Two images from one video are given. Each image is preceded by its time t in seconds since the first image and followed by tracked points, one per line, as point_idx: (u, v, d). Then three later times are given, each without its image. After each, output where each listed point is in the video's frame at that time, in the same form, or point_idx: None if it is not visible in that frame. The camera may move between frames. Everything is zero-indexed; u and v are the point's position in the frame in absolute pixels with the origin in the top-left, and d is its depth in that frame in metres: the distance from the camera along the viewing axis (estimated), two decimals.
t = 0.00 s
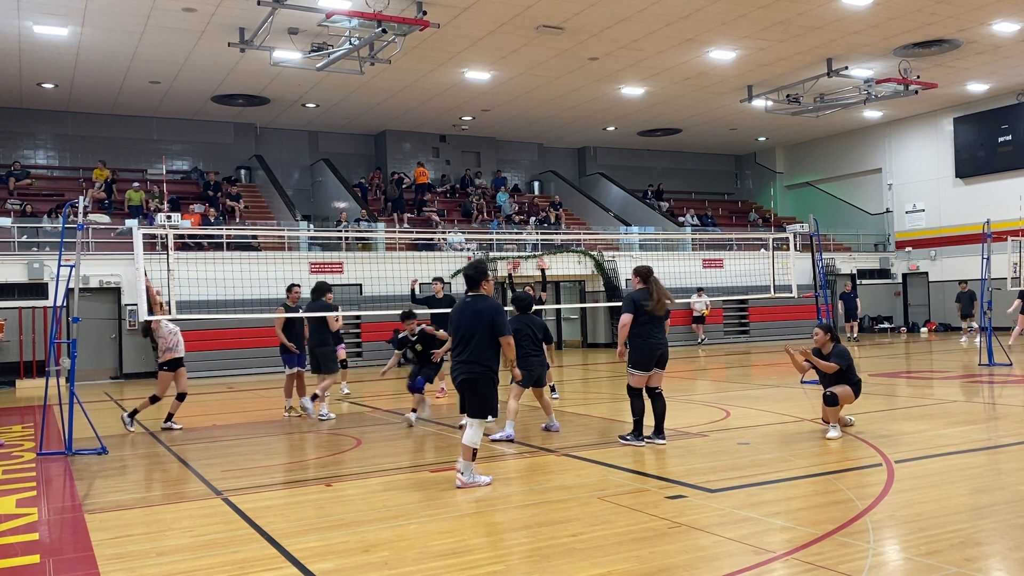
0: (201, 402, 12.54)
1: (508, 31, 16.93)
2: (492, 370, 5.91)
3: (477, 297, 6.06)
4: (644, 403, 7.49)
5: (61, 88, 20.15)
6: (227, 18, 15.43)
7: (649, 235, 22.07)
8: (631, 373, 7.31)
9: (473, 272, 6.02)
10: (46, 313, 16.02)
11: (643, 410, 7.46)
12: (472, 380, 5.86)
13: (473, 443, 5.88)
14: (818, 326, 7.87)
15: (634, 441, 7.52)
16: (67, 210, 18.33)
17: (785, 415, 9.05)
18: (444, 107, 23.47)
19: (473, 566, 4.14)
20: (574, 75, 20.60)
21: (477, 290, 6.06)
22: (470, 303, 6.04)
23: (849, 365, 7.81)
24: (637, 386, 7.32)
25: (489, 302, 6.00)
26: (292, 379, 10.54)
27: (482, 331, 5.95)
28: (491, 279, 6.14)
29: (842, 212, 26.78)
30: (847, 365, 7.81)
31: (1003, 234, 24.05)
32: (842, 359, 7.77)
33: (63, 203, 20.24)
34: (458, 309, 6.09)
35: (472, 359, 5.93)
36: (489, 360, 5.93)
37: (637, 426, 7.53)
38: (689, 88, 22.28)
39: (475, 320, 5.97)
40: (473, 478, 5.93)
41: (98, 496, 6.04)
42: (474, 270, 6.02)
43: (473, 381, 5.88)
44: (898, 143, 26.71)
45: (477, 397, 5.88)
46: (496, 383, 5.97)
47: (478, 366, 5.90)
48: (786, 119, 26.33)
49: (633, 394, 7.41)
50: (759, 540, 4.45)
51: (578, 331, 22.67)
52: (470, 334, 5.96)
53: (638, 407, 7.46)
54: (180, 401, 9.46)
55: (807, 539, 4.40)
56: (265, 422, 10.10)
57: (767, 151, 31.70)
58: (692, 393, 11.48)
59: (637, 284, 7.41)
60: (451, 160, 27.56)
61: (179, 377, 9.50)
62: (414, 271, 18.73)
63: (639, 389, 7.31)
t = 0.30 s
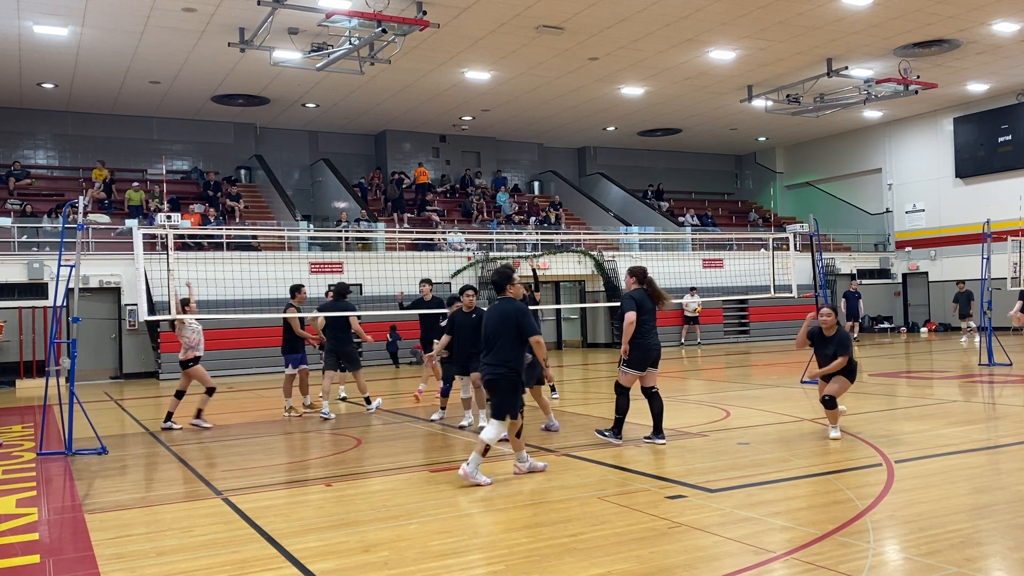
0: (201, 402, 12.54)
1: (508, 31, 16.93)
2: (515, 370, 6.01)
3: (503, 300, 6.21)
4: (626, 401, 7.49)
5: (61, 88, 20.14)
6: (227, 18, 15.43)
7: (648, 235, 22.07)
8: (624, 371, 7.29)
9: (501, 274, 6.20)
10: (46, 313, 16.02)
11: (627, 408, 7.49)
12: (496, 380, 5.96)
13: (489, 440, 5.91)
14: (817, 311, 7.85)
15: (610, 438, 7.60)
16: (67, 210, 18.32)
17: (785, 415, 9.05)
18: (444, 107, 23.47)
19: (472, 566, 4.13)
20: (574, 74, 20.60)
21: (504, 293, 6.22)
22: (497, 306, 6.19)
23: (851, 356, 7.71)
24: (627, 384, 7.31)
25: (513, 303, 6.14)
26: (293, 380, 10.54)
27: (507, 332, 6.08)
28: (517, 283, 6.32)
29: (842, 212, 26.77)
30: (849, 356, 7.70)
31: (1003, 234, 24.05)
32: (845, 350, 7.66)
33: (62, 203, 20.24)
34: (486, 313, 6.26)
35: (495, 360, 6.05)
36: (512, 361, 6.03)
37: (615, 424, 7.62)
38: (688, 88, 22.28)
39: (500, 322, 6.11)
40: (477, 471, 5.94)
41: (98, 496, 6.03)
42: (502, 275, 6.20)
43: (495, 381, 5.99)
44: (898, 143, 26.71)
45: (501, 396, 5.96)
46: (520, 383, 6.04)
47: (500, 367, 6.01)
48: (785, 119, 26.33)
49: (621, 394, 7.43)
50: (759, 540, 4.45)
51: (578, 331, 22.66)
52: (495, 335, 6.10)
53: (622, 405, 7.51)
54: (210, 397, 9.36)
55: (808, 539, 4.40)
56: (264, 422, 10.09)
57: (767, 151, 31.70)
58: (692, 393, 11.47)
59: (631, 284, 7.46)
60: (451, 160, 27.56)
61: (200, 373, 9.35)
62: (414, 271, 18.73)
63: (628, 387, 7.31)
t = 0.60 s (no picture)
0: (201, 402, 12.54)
1: (508, 31, 16.93)
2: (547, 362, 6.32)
3: (530, 296, 6.48)
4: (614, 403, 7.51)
5: (61, 88, 20.15)
6: (227, 18, 15.43)
7: (649, 235, 22.07)
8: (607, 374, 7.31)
9: (526, 272, 6.46)
10: (46, 313, 16.03)
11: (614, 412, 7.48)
12: (528, 375, 6.33)
13: (557, 429, 6.36)
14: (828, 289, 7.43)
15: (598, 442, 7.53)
16: (67, 210, 18.32)
17: (785, 415, 9.05)
18: (444, 107, 23.47)
19: (473, 566, 4.14)
20: (574, 74, 20.61)
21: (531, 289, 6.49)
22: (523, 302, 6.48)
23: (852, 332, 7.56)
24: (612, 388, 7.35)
25: (534, 300, 6.38)
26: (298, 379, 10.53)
27: (532, 329, 6.39)
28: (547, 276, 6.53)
29: (842, 212, 26.77)
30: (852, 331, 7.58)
31: (1003, 234, 24.05)
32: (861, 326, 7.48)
33: (63, 203, 20.25)
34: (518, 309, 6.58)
35: (528, 355, 6.38)
36: (543, 355, 6.35)
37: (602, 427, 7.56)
38: (689, 88, 22.28)
39: (527, 319, 6.42)
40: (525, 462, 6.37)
41: (98, 496, 6.03)
42: (528, 272, 6.47)
43: (529, 375, 6.34)
44: (898, 143, 26.71)
45: (537, 388, 6.35)
46: (553, 374, 6.35)
47: (532, 361, 6.35)
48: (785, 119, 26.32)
49: (607, 397, 7.44)
50: (759, 540, 4.45)
51: (578, 331, 22.66)
52: (523, 333, 6.44)
53: (609, 408, 7.49)
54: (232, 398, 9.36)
55: (808, 539, 4.40)
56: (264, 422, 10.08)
57: (767, 151, 31.70)
58: (692, 393, 11.47)
59: (614, 286, 7.41)
60: (451, 160, 27.56)
61: (225, 371, 9.29)
62: (414, 271, 18.74)
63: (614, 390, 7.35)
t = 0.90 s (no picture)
0: (201, 402, 12.54)
1: (508, 31, 16.93)
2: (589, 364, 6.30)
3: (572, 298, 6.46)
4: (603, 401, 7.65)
5: (61, 88, 20.15)
6: (227, 18, 15.43)
7: (649, 235, 22.07)
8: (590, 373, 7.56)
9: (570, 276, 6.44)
10: (46, 313, 16.03)
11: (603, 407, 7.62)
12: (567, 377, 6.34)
13: (597, 431, 6.40)
14: (837, 281, 7.48)
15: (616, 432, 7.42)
16: (67, 209, 18.33)
17: (785, 415, 9.05)
18: (444, 107, 23.47)
19: (473, 566, 4.14)
20: (574, 74, 20.61)
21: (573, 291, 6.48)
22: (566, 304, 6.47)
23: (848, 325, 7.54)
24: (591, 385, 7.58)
25: (577, 303, 6.34)
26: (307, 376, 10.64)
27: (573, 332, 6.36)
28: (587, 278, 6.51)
29: (842, 212, 26.76)
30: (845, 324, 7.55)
31: (1003, 234, 24.04)
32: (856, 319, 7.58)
33: (63, 203, 20.25)
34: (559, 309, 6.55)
35: (569, 357, 6.35)
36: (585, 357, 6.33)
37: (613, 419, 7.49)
38: (689, 88, 22.28)
39: (568, 321, 6.39)
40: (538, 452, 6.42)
41: (98, 496, 6.03)
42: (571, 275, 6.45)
43: (573, 377, 6.33)
44: (898, 143, 26.71)
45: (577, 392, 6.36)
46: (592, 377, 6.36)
47: (575, 363, 6.33)
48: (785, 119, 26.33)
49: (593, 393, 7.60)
50: (759, 540, 4.45)
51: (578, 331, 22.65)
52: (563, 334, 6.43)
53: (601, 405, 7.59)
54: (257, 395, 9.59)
55: (808, 539, 4.40)
56: (265, 422, 10.09)
57: (767, 151, 31.71)
58: (692, 393, 11.47)
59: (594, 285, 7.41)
60: (451, 160, 27.57)
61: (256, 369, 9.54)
62: (414, 271, 18.75)
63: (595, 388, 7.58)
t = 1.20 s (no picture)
0: (201, 402, 12.54)
1: (508, 31, 16.92)
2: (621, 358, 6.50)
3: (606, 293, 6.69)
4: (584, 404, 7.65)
5: (61, 88, 20.15)
6: (227, 17, 15.42)
7: (649, 235, 22.07)
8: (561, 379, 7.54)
9: (601, 270, 6.75)
10: (45, 312, 16.03)
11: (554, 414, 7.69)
12: (602, 369, 6.45)
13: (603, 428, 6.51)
14: (863, 282, 7.14)
15: (533, 439, 7.65)
16: (67, 210, 18.34)
17: (785, 415, 9.05)
18: (444, 107, 23.46)
19: (473, 566, 4.14)
20: (574, 74, 20.61)
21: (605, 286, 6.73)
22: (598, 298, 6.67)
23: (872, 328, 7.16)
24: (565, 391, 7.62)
25: (613, 296, 6.55)
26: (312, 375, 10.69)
27: (610, 325, 6.53)
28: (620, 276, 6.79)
29: (842, 212, 26.76)
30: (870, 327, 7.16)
31: (1003, 234, 24.03)
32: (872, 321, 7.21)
33: (63, 203, 20.25)
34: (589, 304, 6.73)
35: (603, 351, 6.53)
36: (617, 351, 6.52)
37: (539, 425, 7.71)
38: (689, 88, 22.28)
39: (603, 314, 6.56)
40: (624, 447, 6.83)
41: (98, 496, 6.03)
42: (602, 268, 6.77)
43: (606, 370, 6.49)
44: (898, 143, 26.71)
45: (611, 384, 6.49)
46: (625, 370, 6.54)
47: (609, 356, 6.51)
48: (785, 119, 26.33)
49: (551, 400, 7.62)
50: (760, 540, 4.45)
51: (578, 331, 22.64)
52: (597, 327, 6.59)
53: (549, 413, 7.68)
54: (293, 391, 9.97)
55: (808, 539, 4.40)
56: (264, 422, 10.09)
57: (767, 151, 31.71)
58: (692, 393, 11.47)
59: (564, 288, 7.49)
60: (451, 160, 27.57)
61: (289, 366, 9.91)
62: (414, 271, 18.74)
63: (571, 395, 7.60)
